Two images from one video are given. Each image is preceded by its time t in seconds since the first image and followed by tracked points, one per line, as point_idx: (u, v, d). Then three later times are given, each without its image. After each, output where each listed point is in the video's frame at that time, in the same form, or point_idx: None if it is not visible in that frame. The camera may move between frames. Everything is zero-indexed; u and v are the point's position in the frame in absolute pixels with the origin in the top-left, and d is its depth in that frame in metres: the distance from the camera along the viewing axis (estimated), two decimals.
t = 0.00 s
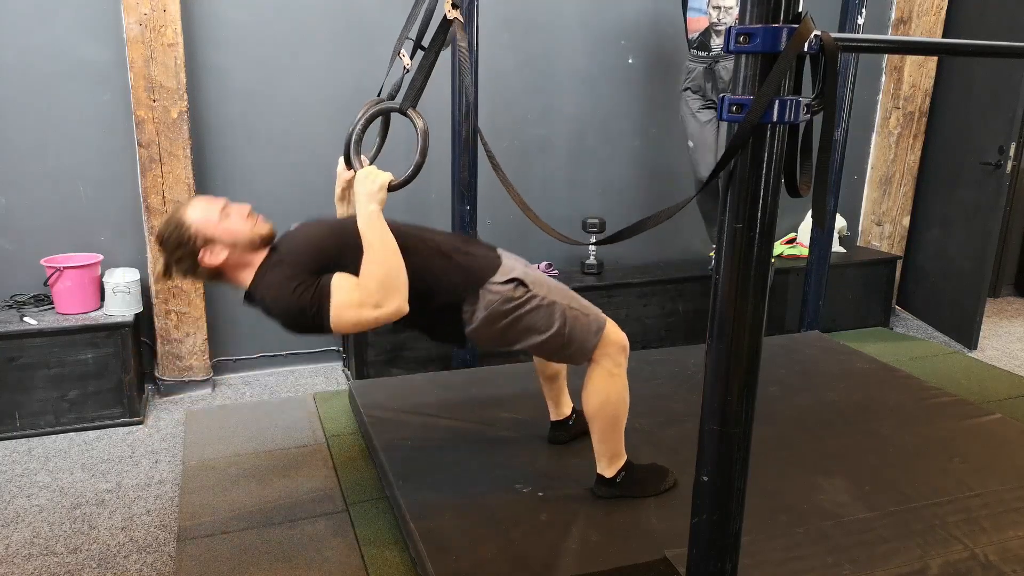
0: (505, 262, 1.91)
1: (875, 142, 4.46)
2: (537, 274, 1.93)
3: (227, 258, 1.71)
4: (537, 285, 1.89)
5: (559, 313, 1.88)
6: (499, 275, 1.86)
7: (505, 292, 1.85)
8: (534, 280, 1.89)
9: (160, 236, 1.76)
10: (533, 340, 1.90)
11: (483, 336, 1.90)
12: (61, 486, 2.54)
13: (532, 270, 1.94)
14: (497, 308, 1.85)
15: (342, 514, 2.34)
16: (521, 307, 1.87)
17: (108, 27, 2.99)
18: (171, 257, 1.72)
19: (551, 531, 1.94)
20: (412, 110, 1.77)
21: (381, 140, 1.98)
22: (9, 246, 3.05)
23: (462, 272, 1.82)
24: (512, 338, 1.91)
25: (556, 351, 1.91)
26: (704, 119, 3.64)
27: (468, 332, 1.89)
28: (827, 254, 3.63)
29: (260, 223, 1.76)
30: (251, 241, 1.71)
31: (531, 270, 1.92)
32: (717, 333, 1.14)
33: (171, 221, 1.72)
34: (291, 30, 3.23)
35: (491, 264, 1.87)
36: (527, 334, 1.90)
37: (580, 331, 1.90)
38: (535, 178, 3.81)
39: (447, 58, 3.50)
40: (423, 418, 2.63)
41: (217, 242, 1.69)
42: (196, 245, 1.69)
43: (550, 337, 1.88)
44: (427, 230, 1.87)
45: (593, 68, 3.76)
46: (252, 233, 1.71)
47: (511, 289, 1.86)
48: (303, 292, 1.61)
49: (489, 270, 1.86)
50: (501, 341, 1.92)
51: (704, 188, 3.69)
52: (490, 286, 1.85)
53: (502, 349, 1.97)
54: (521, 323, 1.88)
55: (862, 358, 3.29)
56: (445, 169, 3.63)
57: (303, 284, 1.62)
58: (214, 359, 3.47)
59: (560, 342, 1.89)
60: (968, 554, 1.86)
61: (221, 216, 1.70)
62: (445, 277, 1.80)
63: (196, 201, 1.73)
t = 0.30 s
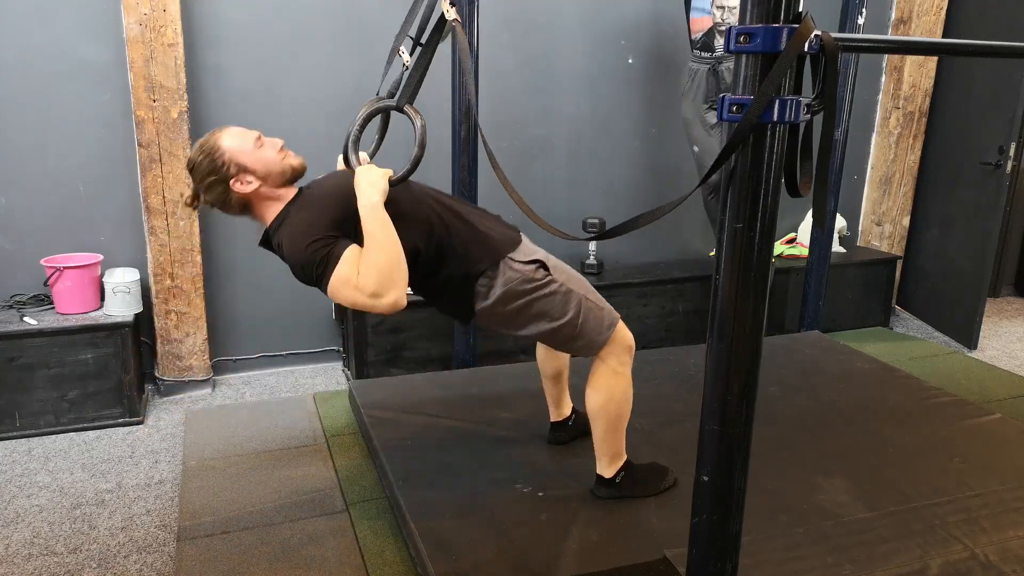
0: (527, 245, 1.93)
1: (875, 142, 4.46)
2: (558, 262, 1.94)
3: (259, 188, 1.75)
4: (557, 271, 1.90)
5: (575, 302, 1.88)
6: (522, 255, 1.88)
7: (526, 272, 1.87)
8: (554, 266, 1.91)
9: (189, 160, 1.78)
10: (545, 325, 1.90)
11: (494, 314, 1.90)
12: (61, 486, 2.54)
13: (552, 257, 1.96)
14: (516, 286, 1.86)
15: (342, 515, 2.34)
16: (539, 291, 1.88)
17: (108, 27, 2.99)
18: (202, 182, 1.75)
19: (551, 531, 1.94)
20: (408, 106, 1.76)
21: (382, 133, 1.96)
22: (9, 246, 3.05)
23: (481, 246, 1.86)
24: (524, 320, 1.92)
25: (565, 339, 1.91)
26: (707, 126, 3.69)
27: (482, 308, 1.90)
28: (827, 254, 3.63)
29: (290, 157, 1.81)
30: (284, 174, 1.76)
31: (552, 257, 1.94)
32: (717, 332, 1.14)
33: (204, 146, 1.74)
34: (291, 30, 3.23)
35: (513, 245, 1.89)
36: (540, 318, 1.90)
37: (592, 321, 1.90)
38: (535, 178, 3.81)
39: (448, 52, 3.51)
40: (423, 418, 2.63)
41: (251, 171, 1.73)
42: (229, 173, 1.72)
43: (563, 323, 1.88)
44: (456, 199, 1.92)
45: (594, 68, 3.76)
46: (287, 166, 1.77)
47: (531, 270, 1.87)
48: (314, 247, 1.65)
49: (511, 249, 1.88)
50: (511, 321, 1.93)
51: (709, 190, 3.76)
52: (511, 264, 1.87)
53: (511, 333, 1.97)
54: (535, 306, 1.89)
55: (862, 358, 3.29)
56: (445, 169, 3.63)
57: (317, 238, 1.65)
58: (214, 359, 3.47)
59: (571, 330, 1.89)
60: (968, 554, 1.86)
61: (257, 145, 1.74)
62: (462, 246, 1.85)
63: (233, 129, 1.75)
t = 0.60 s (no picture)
0: (522, 247, 1.95)
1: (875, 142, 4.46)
2: (553, 265, 1.96)
3: (252, 197, 1.75)
4: (551, 273, 1.92)
5: (568, 303, 1.89)
6: (516, 256, 1.90)
7: (520, 273, 1.88)
8: (549, 268, 1.92)
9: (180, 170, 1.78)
10: (538, 326, 1.91)
11: (488, 314, 1.91)
12: (61, 486, 2.54)
13: (547, 259, 1.97)
14: (510, 287, 1.88)
15: (342, 514, 2.34)
16: (532, 291, 1.89)
17: (108, 27, 2.99)
18: (193, 193, 1.75)
19: (550, 531, 1.94)
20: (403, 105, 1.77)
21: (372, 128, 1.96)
22: (9, 246, 3.05)
23: (474, 247, 1.87)
24: (518, 322, 1.92)
25: (559, 340, 1.91)
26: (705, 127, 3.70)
27: (475, 309, 1.91)
28: (827, 254, 3.63)
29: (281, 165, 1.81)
30: (276, 183, 1.77)
31: (546, 259, 1.95)
32: (717, 333, 1.14)
33: (195, 156, 1.74)
34: (291, 30, 3.23)
35: (508, 246, 1.91)
36: (534, 320, 1.91)
37: (586, 322, 1.90)
38: (535, 178, 3.81)
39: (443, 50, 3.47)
40: (423, 418, 2.63)
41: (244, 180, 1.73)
42: (222, 183, 1.72)
43: (556, 325, 1.89)
44: (450, 201, 1.93)
45: (594, 68, 3.76)
46: (278, 175, 1.77)
47: (525, 271, 1.89)
48: (304, 250, 1.65)
49: (505, 250, 1.90)
50: (505, 322, 1.93)
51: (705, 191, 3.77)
52: (505, 265, 1.88)
53: (505, 334, 1.98)
54: (529, 307, 1.90)
55: (862, 358, 3.29)
56: (445, 169, 3.64)
57: (308, 240, 1.66)
58: (214, 359, 3.47)
59: (564, 332, 1.90)
60: (968, 554, 1.86)
61: (248, 154, 1.74)
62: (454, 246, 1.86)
63: (224, 139, 1.75)
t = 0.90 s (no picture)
0: (516, 250, 1.94)
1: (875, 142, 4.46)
2: (547, 267, 1.95)
3: (252, 181, 1.75)
4: (545, 276, 1.91)
5: (562, 306, 1.88)
6: (509, 260, 1.89)
7: (513, 277, 1.87)
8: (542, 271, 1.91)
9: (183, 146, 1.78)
10: (533, 330, 1.90)
11: (483, 319, 1.91)
12: (61, 486, 2.54)
13: (540, 262, 1.97)
14: (502, 292, 1.87)
15: (342, 514, 2.34)
16: (525, 296, 1.88)
17: (108, 27, 2.99)
18: (194, 170, 1.74)
19: (550, 531, 1.94)
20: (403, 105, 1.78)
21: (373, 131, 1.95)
22: (9, 246, 3.05)
23: (468, 252, 1.87)
24: (512, 326, 1.92)
25: (553, 344, 1.90)
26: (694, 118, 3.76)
27: (469, 314, 1.91)
28: (827, 254, 3.63)
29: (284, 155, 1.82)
30: (278, 171, 1.77)
31: (540, 262, 1.95)
32: (717, 333, 1.14)
33: (200, 134, 1.74)
34: (291, 30, 3.24)
35: (501, 250, 1.90)
36: (528, 324, 1.90)
37: (581, 325, 1.89)
38: (535, 178, 3.81)
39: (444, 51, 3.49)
40: (423, 418, 2.63)
41: (247, 163, 1.73)
42: (224, 163, 1.72)
43: (551, 329, 1.88)
44: (444, 206, 1.93)
45: (593, 68, 3.76)
46: (281, 163, 1.77)
47: (518, 276, 1.88)
48: (298, 241, 1.64)
49: (498, 254, 1.89)
50: (500, 327, 1.93)
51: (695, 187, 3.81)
52: (498, 270, 1.88)
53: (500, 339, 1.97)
54: (523, 311, 1.90)
55: (862, 358, 3.29)
56: (445, 169, 3.64)
57: (302, 232, 1.65)
58: (214, 359, 3.47)
59: (559, 335, 1.89)
60: (968, 554, 1.86)
61: (254, 139, 1.74)
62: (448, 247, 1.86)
63: (232, 121, 1.76)
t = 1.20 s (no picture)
0: (499, 254, 1.93)
1: (875, 142, 4.46)
2: (531, 271, 1.94)
3: (260, 153, 1.75)
4: (529, 281, 1.90)
5: (547, 311, 1.87)
6: (492, 266, 1.89)
7: (496, 283, 1.86)
8: (526, 275, 1.90)
9: (210, 99, 1.78)
10: (518, 335, 1.89)
11: (467, 325, 1.90)
12: (62, 486, 2.54)
13: (525, 267, 1.95)
14: (486, 298, 1.86)
15: (342, 515, 2.34)
16: (509, 301, 1.87)
17: (108, 27, 2.99)
18: (211, 123, 1.73)
19: (550, 531, 1.94)
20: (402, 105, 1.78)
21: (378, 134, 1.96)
22: (9, 247, 3.05)
23: (452, 258, 1.87)
24: (497, 331, 1.91)
25: (538, 349, 1.89)
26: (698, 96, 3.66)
27: (454, 321, 1.90)
28: (827, 254, 3.63)
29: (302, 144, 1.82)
30: (288, 156, 1.76)
31: (524, 266, 1.93)
32: (717, 333, 1.14)
33: (232, 92, 1.75)
34: (291, 30, 3.24)
35: (484, 256, 1.89)
36: (513, 329, 1.89)
37: (566, 329, 1.88)
38: (535, 178, 3.81)
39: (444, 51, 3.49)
40: (423, 418, 2.63)
41: (262, 135, 1.73)
42: (240, 127, 1.71)
43: (536, 334, 1.87)
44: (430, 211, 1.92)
45: (593, 69, 3.76)
46: (296, 149, 1.76)
47: (502, 281, 1.87)
48: (287, 227, 1.63)
49: (481, 260, 1.88)
50: (484, 332, 1.91)
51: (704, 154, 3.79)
52: (481, 276, 1.87)
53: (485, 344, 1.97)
54: (507, 316, 1.89)
55: (862, 358, 3.29)
56: (445, 169, 3.64)
57: (293, 219, 1.65)
58: (214, 359, 3.47)
59: (544, 340, 1.88)
60: (968, 554, 1.86)
61: (280, 117, 1.75)
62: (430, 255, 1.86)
63: (267, 92, 1.77)
